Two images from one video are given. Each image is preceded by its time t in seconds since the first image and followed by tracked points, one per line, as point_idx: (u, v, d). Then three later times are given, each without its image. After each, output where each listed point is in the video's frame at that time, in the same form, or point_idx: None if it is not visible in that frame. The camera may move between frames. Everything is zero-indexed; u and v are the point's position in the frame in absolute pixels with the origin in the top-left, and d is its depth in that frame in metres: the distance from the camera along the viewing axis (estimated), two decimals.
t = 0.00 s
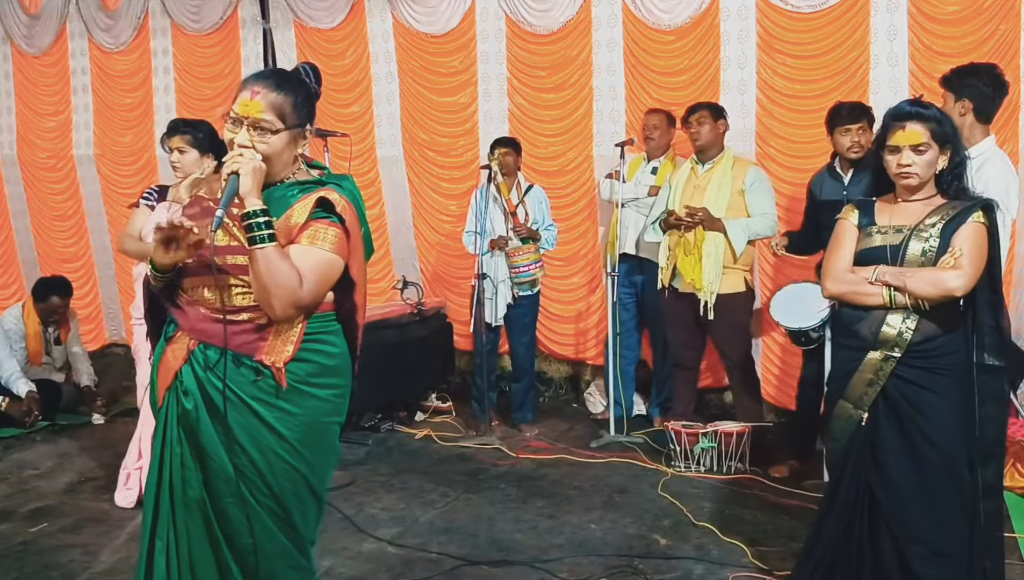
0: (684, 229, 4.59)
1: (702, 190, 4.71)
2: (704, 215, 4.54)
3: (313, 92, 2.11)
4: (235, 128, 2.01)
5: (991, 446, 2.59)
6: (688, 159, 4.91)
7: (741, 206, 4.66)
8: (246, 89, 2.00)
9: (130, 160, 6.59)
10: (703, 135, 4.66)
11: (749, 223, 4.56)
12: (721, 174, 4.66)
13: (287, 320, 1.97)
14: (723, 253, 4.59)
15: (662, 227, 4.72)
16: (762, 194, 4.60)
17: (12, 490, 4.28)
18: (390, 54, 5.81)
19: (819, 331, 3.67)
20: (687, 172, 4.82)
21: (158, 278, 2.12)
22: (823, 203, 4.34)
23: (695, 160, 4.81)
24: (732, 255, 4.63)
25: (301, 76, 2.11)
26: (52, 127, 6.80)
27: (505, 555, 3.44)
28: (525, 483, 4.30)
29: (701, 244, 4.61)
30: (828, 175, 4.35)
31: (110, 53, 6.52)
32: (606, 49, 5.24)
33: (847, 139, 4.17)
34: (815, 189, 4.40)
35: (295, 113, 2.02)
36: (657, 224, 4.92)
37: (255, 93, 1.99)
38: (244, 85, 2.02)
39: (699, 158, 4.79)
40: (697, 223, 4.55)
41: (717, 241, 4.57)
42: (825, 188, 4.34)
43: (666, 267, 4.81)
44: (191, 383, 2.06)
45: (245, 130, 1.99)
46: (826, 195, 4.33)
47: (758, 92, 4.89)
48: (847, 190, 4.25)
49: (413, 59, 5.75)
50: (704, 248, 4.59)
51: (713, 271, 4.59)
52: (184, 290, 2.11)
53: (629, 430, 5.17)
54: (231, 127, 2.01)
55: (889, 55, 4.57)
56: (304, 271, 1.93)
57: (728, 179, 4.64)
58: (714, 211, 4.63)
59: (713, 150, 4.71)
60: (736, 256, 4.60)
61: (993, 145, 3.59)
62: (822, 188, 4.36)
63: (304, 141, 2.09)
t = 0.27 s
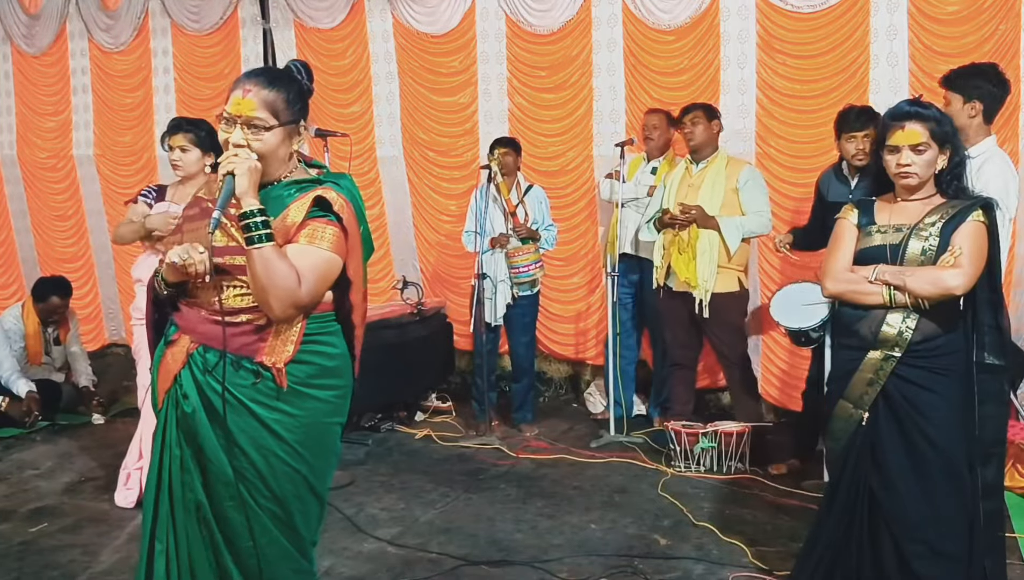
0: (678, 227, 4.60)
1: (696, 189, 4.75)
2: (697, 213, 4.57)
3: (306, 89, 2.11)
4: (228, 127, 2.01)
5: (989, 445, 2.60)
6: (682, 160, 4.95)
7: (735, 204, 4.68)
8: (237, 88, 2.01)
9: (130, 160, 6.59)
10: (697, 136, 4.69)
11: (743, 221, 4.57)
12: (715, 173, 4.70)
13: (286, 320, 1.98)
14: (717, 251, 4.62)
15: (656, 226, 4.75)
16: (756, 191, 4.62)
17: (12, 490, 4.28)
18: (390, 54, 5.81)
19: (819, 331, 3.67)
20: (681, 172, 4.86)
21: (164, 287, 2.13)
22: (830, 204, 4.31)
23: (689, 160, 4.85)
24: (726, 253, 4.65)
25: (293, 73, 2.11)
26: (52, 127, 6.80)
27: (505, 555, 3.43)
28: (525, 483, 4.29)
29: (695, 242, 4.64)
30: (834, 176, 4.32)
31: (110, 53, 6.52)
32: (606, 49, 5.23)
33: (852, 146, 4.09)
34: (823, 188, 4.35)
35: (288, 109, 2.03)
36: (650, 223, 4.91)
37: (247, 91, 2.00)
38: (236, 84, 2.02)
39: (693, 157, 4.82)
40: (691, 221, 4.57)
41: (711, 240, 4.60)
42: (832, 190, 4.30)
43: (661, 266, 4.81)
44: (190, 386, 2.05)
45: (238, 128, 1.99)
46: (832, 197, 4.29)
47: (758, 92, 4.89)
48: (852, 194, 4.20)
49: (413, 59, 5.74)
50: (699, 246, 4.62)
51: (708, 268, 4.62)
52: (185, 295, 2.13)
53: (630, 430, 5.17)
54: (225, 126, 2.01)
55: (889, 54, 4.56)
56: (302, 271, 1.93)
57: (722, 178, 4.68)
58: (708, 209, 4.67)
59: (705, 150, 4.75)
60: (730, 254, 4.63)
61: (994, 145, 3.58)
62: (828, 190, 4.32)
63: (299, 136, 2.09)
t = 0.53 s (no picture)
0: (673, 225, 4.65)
1: (690, 187, 4.77)
2: (692, 211, 4.60)
3: (300, 86, 2.11)
4: (224, 128, 2.00)
5: (990, 444, 2.61)
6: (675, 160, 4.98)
7: (729, 203, 4.71)
8: (232, 87, 2.01)
9: (131, 160, 6.59)
10: (691, 137, 4.72)
11: (738, 220, 4.59)
12: (709, 172, 4.73)
13: (283, 316, 1.98)
14: (711, 249, 4.63)
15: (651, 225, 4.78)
16: (750, 190, 4.65)
17: (12, 490, 4.28)
18: (390, 54, 5.81)
19: (819, 331, 3.67)
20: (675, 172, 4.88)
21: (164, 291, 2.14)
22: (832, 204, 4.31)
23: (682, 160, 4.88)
24: (720, 252, 4.67)
25: (285, 71, 2.11)
26: (52, 127, 6.80)
27: (504, 555, 3.43)
28: (525, 483, 4.29)
29: (689, 240, 4.65)
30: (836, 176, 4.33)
31: (110, 53, 6.52)
32: (606, 49, 5.23)
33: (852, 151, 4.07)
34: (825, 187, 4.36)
35: (283, 105, 2.03)
36: (645, 223, 4.99)
37: (242, 90, 2.00)
38: (231, 84, 2.03)
39: (687, 157, 4.85)
40: (686, 220, 4.61)
41: (705, 238, 4.61)
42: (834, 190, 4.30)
43: (656, 266, 4.85)
44: (187, 387, 2.06)
45: (234, 127, 1.99)
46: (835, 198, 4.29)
47: (758, 92, 4.89)
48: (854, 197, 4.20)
49: (413, 59, 5.74)
50: (693, 244, 4.63)
51: (703, 267, 4.63)
52: (183, 297, 2.13)
53: (630, 430, 5.17)
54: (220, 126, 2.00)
55: (889, 54, 4.56)
56: (299, 268, 1.94)
57: (716, 176, 4.70)
58: (702, 208, 4.69)
59: (698, 149, 4.79)
60: (724, 253, 4.64)
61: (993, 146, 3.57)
62: (830, 190, 4.32)
63: (295, 133, 2.09)
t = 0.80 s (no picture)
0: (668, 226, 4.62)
1: (684, 188, 4.78)
2: (687, 213, 4.58)
3: (295, 85, 2.11)
4: (221, 128, 2.02)
5: (990, 445, 2.60)
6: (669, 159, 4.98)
7: (723, 203, 4.72)
8: (228, 87, 2.02)
9: (131, 160, 6.59)
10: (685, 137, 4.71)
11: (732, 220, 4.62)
12: (703, 172, 4.74)
13: (279, 313, 1.98)
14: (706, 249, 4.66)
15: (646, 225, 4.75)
16: (744, 191, 4.68)
17: (12, 490, 4.28)
18: (390, 54, 5.80)
19: (819, 331, 3.67)
20: (668, 172, 4.88)
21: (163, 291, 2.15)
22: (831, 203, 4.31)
23: (676, 160, 4.88)
24: (715, 252, 4.70)
25: (280, 71, 2.11)
26: (52, 127, 6.80)
27: (505, 555, 3.43)
28: (525, 483, 4.29)
29: (684, 241, 4.66)
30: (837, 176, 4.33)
31: (110, 53, 6.52)
32: (606, 49, 5.23)
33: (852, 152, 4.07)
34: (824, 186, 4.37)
35: (279, 104, 2.03)
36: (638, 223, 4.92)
37: (237, 90, 2.01)
38: (227, 84, 2.04)
39: (681, 158, 4.85)
40: (681, 221, 4.59)
41: (700, 238, 4.63)
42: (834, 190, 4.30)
43: (651, 266, 4.86)
44: (184, 387, 2.06)
45: (231, 127, 2.00)
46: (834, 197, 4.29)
47: (758, 92, 4.89)
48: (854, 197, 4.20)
49: (413, 59, 5.74)
50: (688, 244, 4.64)
51: (698, 267, 4.65)
52: (180, 297, 2.14)
53: (630, 430, 5.17)
54: (218, 126, 2.02)
55: (889, 54, 4.56)
56: (295, 265, 1.94)
57: (710, 177, 4.71)
58: (697, 208, 4.70)
59: (692, 150, 4.78)
60: (719, 253, 4.68)
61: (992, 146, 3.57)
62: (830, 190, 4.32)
63: (291, 131, 2.10)
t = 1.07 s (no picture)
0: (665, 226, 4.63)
1: (680, 188, 4.79)
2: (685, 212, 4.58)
3: (291, 85, 2.11)
4: (219, 128, 2.02)
5: (990, 445, 2.59)
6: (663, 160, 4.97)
7: (719, 204, 4.75)
8: (225, 87, 2.02)
9: (130, 161, 6.59)
10: (682, 137, 4.71)
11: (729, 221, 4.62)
12: (699, 172, 4.74)
13: (278, 309, 1.98)
14: (703, 249, 4.66)
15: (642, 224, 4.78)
16: (740, 192, 4.70)
17: (11, 490, 4.28)
18: (390, 54, 5.80)
19: (819, 331, 3.67)
20: (664, 172, 4.88)
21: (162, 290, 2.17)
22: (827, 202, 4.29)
23: (671, 160, 4.88)
24: (712, 252, 4.70)
25: (277, 71, 2.11)
26: (52, 127, 6.79)
27: (505, 555, 3.43)
28: (525, 483, 4.30)
29: (681, 241, 4.67)
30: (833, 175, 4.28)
31: (110, 53, 6.52)
32: (606, 49, 5.23)
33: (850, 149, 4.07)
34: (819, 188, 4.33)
35: (277, 103, 2.04)
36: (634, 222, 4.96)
37: (234, 89, 2.01)
38: (224, 84, 2.04)
39: (677, 158, 4.85)
40: (678, 221, 4.59)
41: (697, 239, 4.63)
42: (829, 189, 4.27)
43: (647, 265, 4.87)
44: (183, 386, 2.06)
45: (229, 126, 2.01)
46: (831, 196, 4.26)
47: (758, 92, 4.89)
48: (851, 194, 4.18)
49: (413, 59, 5.74)
50: (685, 244, 4.66)
51: (694, 266, 4.66)
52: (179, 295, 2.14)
53: (630, 430, 5.17)
54: (216, 126, 2.02)
55: (889, 54, 4.56)
56: (293, 262, 1.93)
57: (707, 178, 4.72)
58: (694, 208, 4.70)
59: (688, 150, 4.79)
60: (716, 253, 4.68)
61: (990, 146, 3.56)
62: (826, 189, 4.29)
63: (289, 131, 2.11)
